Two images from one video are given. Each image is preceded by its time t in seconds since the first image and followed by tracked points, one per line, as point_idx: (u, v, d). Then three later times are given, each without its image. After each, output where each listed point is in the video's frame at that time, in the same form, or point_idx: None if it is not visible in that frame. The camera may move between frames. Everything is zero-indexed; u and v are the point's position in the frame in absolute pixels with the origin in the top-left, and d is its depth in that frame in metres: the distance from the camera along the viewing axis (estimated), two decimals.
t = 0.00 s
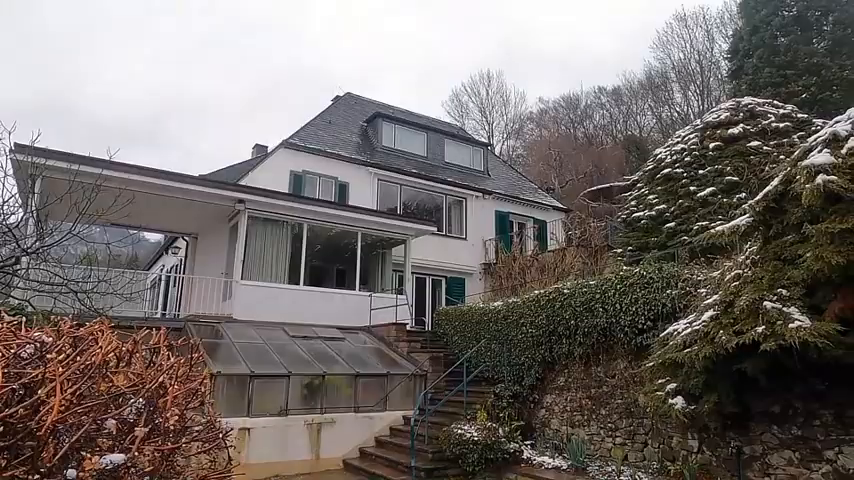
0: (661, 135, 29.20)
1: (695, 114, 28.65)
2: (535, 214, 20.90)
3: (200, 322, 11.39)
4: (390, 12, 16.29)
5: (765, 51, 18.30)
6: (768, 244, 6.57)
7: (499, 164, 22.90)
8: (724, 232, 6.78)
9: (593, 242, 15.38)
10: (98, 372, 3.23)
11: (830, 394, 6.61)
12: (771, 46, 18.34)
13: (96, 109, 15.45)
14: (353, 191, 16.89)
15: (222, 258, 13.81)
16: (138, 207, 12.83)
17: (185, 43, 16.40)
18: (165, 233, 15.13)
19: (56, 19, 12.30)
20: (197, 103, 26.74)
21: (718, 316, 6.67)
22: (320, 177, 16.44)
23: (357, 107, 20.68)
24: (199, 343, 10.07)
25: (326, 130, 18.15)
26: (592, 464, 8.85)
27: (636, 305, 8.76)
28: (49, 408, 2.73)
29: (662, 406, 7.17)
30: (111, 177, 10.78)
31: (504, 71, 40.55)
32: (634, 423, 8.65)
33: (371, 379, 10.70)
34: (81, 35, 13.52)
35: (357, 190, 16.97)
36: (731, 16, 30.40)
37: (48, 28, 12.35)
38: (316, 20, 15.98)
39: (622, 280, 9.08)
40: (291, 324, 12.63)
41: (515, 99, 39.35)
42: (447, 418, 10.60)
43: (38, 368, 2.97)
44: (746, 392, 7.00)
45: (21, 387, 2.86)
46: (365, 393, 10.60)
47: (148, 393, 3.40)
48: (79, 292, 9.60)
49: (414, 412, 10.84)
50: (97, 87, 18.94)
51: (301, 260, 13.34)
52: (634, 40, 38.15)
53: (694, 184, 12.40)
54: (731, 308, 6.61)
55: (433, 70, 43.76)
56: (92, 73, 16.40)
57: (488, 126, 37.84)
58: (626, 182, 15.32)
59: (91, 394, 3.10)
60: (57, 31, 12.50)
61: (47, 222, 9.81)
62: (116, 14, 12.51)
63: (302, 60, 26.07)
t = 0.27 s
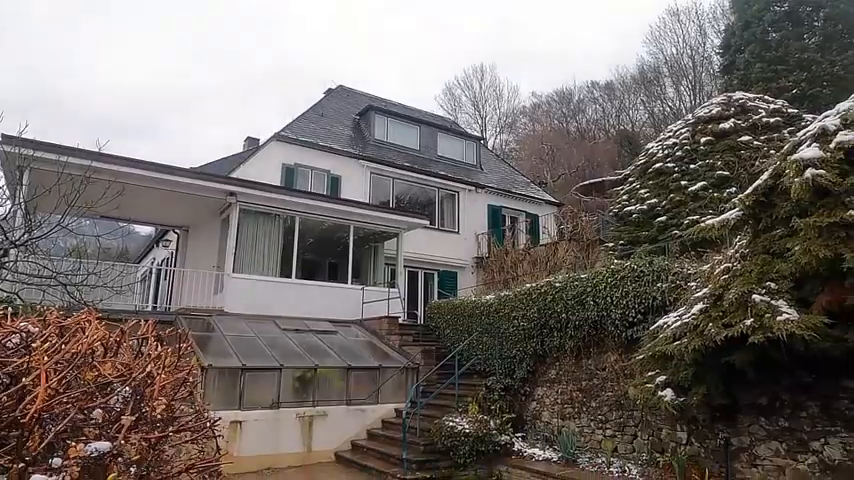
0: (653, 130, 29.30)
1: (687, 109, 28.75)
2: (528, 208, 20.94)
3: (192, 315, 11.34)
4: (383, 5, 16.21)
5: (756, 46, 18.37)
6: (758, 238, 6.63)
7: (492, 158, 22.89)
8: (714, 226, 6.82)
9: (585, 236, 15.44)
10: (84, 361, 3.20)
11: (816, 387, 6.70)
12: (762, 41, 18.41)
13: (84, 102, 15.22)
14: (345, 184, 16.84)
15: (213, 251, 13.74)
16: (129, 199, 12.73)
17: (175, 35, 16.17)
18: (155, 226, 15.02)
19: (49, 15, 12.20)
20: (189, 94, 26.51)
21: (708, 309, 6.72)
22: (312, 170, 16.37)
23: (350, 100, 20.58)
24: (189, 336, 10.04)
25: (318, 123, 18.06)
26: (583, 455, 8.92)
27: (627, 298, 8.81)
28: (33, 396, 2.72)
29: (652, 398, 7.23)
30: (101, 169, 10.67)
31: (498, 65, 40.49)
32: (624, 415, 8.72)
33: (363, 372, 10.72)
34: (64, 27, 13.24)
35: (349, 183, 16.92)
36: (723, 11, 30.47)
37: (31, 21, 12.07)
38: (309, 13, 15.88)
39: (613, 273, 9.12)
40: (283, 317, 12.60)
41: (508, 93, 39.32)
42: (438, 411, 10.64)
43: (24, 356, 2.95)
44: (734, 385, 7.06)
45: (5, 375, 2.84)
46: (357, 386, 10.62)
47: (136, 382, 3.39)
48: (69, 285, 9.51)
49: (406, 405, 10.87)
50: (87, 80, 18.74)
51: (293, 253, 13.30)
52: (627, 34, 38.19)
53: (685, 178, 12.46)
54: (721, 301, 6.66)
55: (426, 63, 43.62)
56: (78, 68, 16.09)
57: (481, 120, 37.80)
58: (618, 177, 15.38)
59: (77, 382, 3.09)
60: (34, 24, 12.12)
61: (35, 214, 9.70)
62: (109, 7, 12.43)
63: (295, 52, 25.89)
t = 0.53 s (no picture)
0: (645, 125, 29.39)
1: (679, 104, 28.85)
2: (521, 203, 20.97)
3: (183, 309, 11.30)
4: None
5: (748, 42, 18.42)
6: (748, 232, 6.68)
7: (485, 152, 22.88)
8: (705, 220, 6.87)
9: (577, 231, 15.49)
10: (70, 352, 3.18)
11: (804, 379, 6.79)
12: (755, 37, 18.46)
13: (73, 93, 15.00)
14: (338, 178, 16.79)
15: (204, 245, 13.68)
16: (119, 192, 12.63)
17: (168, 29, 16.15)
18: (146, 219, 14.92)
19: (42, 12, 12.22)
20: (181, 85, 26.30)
21: (697, 302, 6.78)
22: (304, 164, 16.31)
23: (343, 93, 20.49)
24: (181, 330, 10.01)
25: (310, 116, 17.98)
26: (574, 448, 8.99)
27: (618, 292, 8.85)
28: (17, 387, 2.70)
29: (642, 391, 7.29)
30: (90, 161, 10.57)
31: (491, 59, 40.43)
32: (615, 408, 8.78)
33: (356, 366, 10.73)
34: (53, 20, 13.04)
35: (342, 177, 16.87)
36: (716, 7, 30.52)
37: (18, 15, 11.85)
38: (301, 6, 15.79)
39: (605, 267, 9.16)
40: (275, 311, 12.57)
41: (501, 88, 39.29)
42: (430, 404, 10.68)
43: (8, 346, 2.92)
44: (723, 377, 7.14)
45: None
46: (349, 379, 10.63)
47: (122, 372, 3.37)
48: (58, 279, 9.43)
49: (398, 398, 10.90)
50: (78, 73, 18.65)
51: (285, 247, 13.26)
52: (621, 29, 38.18)
53: (677, 173, 12.52)
54: (710, 295, 6.72)
55: (419, 57, 43.45)
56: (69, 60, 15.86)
57: (474, 114, 37.77)
58: (611, 171, 15.42)
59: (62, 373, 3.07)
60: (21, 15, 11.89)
61: (24, 207, 9.59)
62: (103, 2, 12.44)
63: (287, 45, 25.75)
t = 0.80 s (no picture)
0: (639, 120, 29.45)
1: (672, 100, 28.93)
2: (514, 198, 20.98)
3: (175, 303, 11.24)
4: None
5: (741, 38, 18.46)
6: (738, 227, 6.72)
7: (478, 146, 22.86)
8: (696, 214, 6.91)
9: (570, 225, 15.52)
10: (55, 342, 3.17)
11: (793, 373, 6.85)
12: (747, 32, 18.51)
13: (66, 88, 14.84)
14: (331, 172, 16.73)
15: (196, 239, 13.60)
16: (109, 185, 12.53)
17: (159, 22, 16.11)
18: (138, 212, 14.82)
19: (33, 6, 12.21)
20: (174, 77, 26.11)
21: (688, 296, 6.82)
22: (297, 157, 16.24)
23: (336, 87, 20.41)
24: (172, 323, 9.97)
25: (303, 109, 17.90)
26: (565, 441, 9.04)
27: (610, 286, 8.89)
28: None
29: (633, 384, 7.33)
30: (79, 154, 10.47)
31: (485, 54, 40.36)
32: (606, 401, 8.84)
33: (348, 360, 10.73)
34: (44, 17, 12.85)
35: (335, 171, 16.82)
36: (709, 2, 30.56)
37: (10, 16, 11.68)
38: None
39: (597, 262, 9.20)
40: (267, 305, 12.53)
41: (495, 83, 39.25)
42: (423, 398, 10.70)
43: None
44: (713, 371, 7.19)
45: None
46: (342, 373, 10.63)
47: (110, 362, 3.35)
48: (48, 272, 9.35)
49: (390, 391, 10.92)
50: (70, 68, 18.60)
51: (277, 241, 13.20)
52: (615, 24, 38.18)
53: (669, 168, 12.57)
54: (701, 289, 6.76)
55: (413, 52, 43.32)
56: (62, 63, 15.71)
57: (467, 109, 37.74)
58: (604, 166, 15.46)
59: (47, 363, 3.06)
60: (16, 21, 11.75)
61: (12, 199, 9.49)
62: None
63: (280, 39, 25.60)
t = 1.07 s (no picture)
0: (629, 114, 29.55)
1: (662, 94, 29.04)
2: (505, 191, 21.00)
3: (163, 295, 11.16)
4: None
5: (731, 32, 18.53)
6: (726, 220, 6.77)
7: (469, 139, 22.83)
8: (684, 207, 6.95)
9: (560, 219, 15.57)
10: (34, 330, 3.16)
11: (779, 364, 6.96)
12: (737, 27, 18.58)
13: (66, 85, 14.92)
14: (321, 164, 16.65)
15: (185, 230, 13.50)
16: (96, 176, 12.39)
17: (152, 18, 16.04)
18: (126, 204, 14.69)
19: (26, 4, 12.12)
20: (167, 71, 25.97)
21: (676, 288, 6.87)
22: (287, 149, 16.15)
23: (326, 78, 20.28)
24: (161, 315, 9.90)
25: (293, 100, 17.77)
26: (554, 432, 9.11)
27: (599, 278, 8.94)
28: None
29: (621, 376, 7.39)
30: (65, 144, 10.34)
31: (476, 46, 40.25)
32: (594, 393, 8.91)
33: (338, 352, 10.74)
34: (42, 17, 13.17)
35: (325, 163, 16.74)
36: None
37: (10, 19, 11.91)
38: None
39: (586, 254, 9.24)
40: (257, 297, 12.48)
41: (487, 75, 39.19)
42: (413, 390, 10.73)
43: None
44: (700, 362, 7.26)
45: None
46: (332, 365, 10.64)
47: (91, 351, 3.35)
48: (34, 263, 9.25)
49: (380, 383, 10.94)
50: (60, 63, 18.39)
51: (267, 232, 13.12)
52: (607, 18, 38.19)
53: (658, 162, 12.64)
54: (689, 281, 6.82)
55: (404, 44, 43.11)
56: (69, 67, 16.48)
57: (459, 101, 37.64)
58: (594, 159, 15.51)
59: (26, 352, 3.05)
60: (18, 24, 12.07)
61: None
62: None
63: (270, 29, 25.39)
